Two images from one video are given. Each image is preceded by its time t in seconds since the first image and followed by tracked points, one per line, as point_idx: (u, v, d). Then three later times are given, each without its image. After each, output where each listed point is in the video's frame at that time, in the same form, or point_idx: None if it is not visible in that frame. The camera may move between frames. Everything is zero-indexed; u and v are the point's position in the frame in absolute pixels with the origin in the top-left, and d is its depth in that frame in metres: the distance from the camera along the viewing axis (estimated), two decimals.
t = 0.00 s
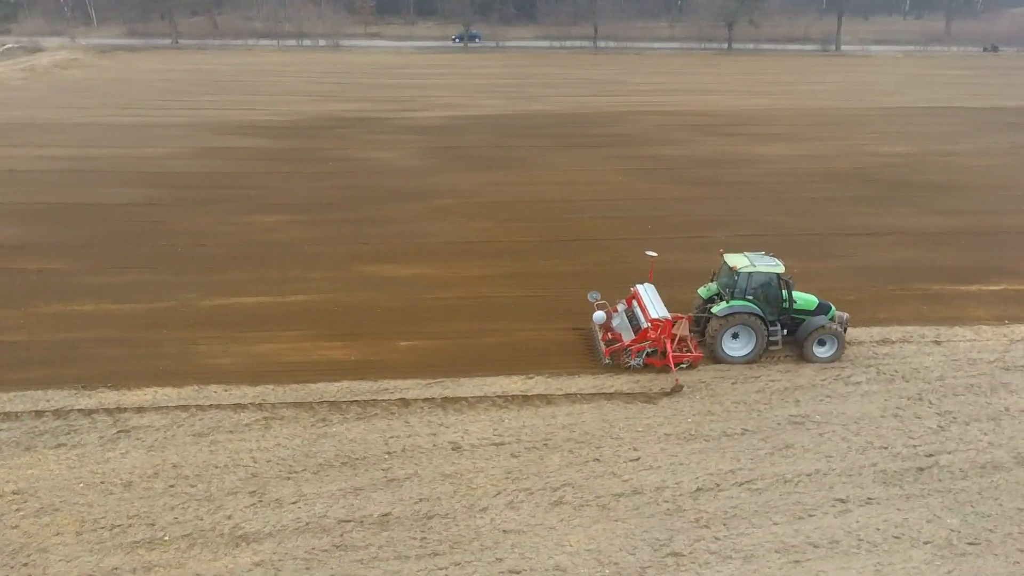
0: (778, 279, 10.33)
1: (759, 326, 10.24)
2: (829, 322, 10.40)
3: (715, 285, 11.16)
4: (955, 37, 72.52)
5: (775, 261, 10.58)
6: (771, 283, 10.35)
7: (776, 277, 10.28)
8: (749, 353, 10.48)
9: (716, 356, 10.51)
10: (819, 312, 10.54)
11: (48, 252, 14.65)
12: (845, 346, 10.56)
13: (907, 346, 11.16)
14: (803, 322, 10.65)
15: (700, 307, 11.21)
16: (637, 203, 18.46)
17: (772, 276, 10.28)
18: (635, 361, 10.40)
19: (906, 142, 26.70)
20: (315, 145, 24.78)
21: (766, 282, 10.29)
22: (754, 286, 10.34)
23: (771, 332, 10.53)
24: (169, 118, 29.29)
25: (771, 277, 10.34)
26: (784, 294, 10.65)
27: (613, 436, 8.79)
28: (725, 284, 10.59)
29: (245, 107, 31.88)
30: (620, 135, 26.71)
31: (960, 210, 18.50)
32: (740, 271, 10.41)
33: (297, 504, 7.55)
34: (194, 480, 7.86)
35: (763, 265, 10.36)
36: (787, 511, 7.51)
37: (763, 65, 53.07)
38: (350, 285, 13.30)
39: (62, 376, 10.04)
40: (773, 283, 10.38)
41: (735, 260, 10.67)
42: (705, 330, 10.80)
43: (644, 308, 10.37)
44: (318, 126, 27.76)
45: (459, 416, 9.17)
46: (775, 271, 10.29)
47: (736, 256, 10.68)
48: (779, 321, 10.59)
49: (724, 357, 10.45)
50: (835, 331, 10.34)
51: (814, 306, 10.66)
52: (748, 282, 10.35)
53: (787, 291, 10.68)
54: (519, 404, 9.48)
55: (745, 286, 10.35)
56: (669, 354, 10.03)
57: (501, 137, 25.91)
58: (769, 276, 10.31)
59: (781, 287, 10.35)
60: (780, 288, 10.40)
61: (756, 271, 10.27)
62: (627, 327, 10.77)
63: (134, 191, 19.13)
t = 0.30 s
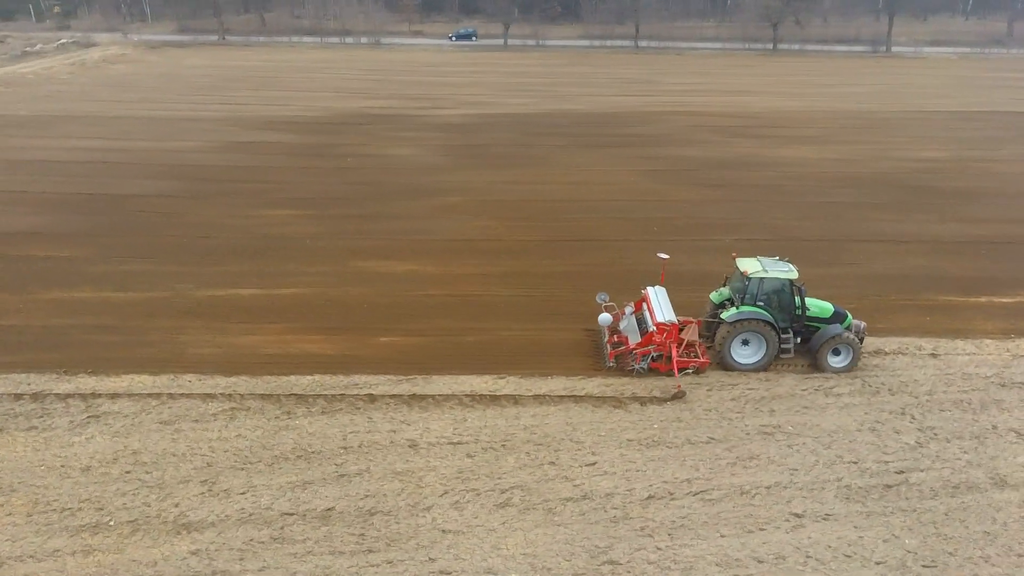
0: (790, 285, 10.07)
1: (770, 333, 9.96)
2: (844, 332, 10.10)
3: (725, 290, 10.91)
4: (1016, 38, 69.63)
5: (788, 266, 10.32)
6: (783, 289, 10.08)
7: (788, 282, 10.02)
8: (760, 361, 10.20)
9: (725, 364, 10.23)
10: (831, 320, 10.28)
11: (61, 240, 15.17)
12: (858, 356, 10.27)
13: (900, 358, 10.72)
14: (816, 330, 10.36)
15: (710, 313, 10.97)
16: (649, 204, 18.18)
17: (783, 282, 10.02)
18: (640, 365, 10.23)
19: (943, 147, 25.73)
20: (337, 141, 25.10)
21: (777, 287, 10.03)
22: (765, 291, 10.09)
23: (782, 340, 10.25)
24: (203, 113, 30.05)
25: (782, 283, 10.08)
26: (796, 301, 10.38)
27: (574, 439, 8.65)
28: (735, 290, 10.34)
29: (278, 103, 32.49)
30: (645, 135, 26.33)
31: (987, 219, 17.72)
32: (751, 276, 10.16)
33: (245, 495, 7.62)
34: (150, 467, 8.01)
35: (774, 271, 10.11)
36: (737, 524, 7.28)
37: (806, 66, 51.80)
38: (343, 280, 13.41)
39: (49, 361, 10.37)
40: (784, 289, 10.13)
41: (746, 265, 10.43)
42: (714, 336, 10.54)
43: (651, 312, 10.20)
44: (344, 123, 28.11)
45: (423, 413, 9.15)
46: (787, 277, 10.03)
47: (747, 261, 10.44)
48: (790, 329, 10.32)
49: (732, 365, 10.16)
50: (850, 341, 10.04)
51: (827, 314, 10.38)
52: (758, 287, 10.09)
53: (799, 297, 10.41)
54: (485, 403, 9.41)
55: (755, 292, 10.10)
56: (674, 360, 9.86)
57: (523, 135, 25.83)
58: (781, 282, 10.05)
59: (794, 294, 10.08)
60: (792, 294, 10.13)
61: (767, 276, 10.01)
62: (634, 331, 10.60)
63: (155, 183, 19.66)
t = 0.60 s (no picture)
0: (803, 293, 9.72)
1: (779, 342, 9.62)
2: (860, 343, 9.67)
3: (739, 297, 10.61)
4: None
5: (802, 273, 9.97)
6: (796, 296, 9.73)
7: (801, 290, 9.67)
8: (770, 370, 9.88)
9: (734, 372, 9.94)
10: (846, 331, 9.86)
11: (75, 230, 15.71)
12: (874, 369, 9.79)
13: (889, 370, 10.31)
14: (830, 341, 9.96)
15: (722, 319, 10.69)
16: (660, 205, 17.83)
17: (795, 289, 9.68)
18: (644, 370, 9.96)
19: (983, 153, 24.67)
20: (359, 137, 25.39)
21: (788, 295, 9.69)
22: (776, 298, 9.77)
23: (793, 349, 9.89)
24: (235, 108, 30.77)
25: (794, 290, 9.74)
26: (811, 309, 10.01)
27: (531, 442, 8.55)
28: (746, 296, 10.04)
29: (309, 98, 33.04)
30: (670, 135, 25.87)
31: (1015, 228, 16.92)
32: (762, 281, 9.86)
33: (194, 485, 7.71)
34: (109, 453, 8.18)
35: (787, 278, 9.77)
36: (681, 535, 7.09)
37: (852, 67, 50.34)
38: (336, 274, 13.54)
39: (39, 347, 10.73)
40: (796, 296, 9.78)
41: (759, 271, 10.11)
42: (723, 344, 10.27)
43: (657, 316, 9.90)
44: (369, 119, 28.42)
45: (386, 409, 9.15)
46: (800, 284, 9.68)
47: (761, 267, 10.13)
48: (803, 338, 9.95)
49: (741, 372, 9.87)
50: (865, 352, 9.60)
51: (844, 324, 9.97)
52: (769, 294, 9.78)
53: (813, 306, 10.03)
54: (449, 401, 9.37)
55: (766, 298, 9.79)
56: (678, 366, 9.53)
57: (544, 133, 25.73)
58: (792, 289, 9.71)
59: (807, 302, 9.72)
60: (805, 302, 9.78)
61: (778, 283, 9.69)
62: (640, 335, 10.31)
63: (176, 176, 20.16)
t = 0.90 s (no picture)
0: (815, 303, 9.38)
1: (787, 353, 9.30)
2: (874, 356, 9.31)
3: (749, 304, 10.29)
4: None
5: (813, 281, 9.61)
6: (807, 306, 9.39)
7: (812, 300, 9.33)
8: (778, 381, 9.57)
9: (740, 382, 9.66)
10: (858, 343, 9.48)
11: (89, 220, 16.24)
12: (887, 383, 9.42)
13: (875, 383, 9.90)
14: (841, 352, 9.62)
15: (731, 327, 10.39)
16: (671, 207, 17.49)
17: (806, 299, 9.34)
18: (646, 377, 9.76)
19: None
20: (381, 134, 25.58)
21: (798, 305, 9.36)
22: (785, 308, 9.44)
23: (802, 361, 9.55)
24: (266, 104, 31.37)
25: (805, 300, 9.39)
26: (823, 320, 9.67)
27: (487, 443, 8.47)
28: (755, 304, 9.72)
29: (340, 95, 33.46)
30: (696, 136, 25.37)
31: None
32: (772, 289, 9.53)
33: (147, 473, 7.84)
34: (73, 439, 8.38)
35: (798, 287, 9.43)
36: (619, 545, 6.93)
37: (900, 69, 48.65)
38: (329, 270, 13.65)
39: (29, 331, 11.08)
40: (807, 306, 9.42)
41: (769, 278, 9.78)
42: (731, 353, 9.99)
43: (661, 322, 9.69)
44: (394, 117, 28.61)
45: (350, 406, 9.18)
46: (812, 294, 9.33)
47: (771, 274, 9.80)
48: (814, 349, 9.61)
49: (747, 384, 9.58)
50: (877, 366, 9.25)
51: (857, 335, 9.61)
52: (779, 303, 9.46)
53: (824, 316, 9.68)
54: (413, 399, 9.35)
55: (775, 307, 9.47)
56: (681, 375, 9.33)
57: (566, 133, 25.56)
58: (803, 299, 9.37)
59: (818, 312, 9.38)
60: (816, 313, 9.43)
61: (787, 292, 9.36)
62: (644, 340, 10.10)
63: (196, 169, 20.63)
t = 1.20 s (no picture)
0: (825, 317, 8.93)
1: (794, 367, 8.86)
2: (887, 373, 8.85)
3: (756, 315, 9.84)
4: None
5: (823, 292, 9.16)
6: (817, 319, 8.94)
7: (822, 313, 8.88)
8: (783, 396, 9.15)
9: (744, 396, 9.25)
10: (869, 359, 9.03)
11: (104, 212, 16.75)
12: (898, 401, 8.94)
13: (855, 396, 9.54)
14: (851, 368, 9.16)
15: (737, 338, 9.95)
16: (680, 210, 17.15)
17: (815, 311, 8.88)
18: (648, 387, 9.44)
19: None
20: (402, 132, 25.74)
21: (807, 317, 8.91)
22: (793, 320, 8.99)
23: (810, 376, 9.10)
24: (296, 100, 31.90)
25: (814, 312, 8.94)
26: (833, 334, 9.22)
27: (442, 444, 8.43)
28: (762, 316, 9.27)
29: (370, 93, 33.80)
30: (721, 138, 24.83)
31: None
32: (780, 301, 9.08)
33: (104, 460, 8.00)
34: (41, 425, 8.62)
35: (807, 300, 8.98)
36: (552, 553, 6.82)
37: (950, 72, 46.87)
38: (322, 265, 13.77)
39: (23, 317, 11.47)
40: (816, 319, 8.96)
41: (777, 289, 9.34)
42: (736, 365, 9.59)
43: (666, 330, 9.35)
44: (418, 114, 28.75)
45: (314, 402, 9.23)
46: (822, 306, 8.88)
47: (780, 284, 9.36)
48: (822, 364, 9.12)
49: (751, 398, 9.19)
50: (888, 383, 8.77)
51: (869, 351, 9.16)
52: (786, 315, 9.01)
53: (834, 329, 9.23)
54: (377, 398, 9.36)
55: (782, 320, 9.02)
56: (682, 386, 9.01)
57: (586, 133, 25.36)
58: (813, 312, 8.92)
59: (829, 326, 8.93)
60: (825, 326, 8.98)
61: (796, 304, 8.91)
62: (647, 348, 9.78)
63: (216, 164, 21.09)
